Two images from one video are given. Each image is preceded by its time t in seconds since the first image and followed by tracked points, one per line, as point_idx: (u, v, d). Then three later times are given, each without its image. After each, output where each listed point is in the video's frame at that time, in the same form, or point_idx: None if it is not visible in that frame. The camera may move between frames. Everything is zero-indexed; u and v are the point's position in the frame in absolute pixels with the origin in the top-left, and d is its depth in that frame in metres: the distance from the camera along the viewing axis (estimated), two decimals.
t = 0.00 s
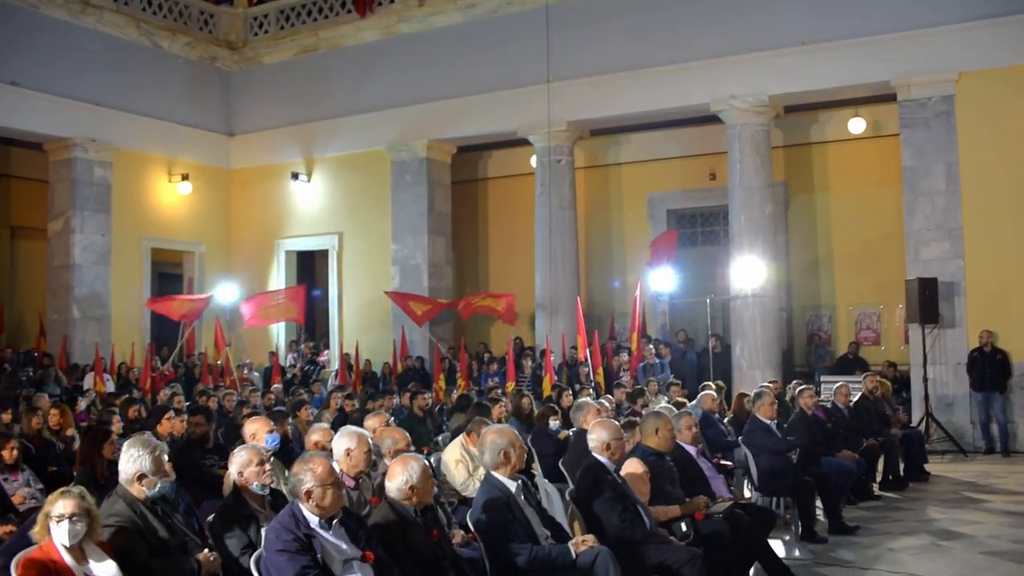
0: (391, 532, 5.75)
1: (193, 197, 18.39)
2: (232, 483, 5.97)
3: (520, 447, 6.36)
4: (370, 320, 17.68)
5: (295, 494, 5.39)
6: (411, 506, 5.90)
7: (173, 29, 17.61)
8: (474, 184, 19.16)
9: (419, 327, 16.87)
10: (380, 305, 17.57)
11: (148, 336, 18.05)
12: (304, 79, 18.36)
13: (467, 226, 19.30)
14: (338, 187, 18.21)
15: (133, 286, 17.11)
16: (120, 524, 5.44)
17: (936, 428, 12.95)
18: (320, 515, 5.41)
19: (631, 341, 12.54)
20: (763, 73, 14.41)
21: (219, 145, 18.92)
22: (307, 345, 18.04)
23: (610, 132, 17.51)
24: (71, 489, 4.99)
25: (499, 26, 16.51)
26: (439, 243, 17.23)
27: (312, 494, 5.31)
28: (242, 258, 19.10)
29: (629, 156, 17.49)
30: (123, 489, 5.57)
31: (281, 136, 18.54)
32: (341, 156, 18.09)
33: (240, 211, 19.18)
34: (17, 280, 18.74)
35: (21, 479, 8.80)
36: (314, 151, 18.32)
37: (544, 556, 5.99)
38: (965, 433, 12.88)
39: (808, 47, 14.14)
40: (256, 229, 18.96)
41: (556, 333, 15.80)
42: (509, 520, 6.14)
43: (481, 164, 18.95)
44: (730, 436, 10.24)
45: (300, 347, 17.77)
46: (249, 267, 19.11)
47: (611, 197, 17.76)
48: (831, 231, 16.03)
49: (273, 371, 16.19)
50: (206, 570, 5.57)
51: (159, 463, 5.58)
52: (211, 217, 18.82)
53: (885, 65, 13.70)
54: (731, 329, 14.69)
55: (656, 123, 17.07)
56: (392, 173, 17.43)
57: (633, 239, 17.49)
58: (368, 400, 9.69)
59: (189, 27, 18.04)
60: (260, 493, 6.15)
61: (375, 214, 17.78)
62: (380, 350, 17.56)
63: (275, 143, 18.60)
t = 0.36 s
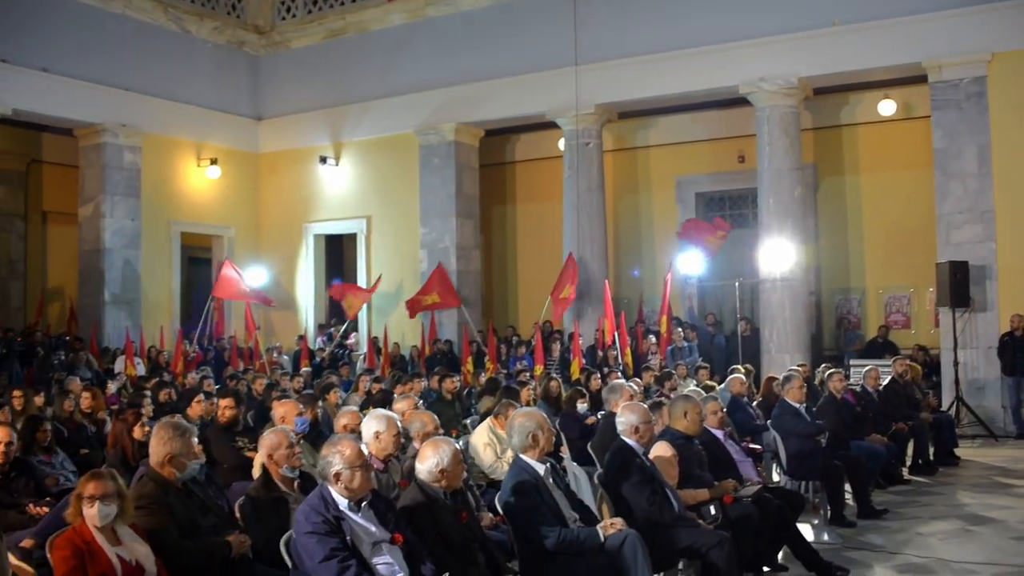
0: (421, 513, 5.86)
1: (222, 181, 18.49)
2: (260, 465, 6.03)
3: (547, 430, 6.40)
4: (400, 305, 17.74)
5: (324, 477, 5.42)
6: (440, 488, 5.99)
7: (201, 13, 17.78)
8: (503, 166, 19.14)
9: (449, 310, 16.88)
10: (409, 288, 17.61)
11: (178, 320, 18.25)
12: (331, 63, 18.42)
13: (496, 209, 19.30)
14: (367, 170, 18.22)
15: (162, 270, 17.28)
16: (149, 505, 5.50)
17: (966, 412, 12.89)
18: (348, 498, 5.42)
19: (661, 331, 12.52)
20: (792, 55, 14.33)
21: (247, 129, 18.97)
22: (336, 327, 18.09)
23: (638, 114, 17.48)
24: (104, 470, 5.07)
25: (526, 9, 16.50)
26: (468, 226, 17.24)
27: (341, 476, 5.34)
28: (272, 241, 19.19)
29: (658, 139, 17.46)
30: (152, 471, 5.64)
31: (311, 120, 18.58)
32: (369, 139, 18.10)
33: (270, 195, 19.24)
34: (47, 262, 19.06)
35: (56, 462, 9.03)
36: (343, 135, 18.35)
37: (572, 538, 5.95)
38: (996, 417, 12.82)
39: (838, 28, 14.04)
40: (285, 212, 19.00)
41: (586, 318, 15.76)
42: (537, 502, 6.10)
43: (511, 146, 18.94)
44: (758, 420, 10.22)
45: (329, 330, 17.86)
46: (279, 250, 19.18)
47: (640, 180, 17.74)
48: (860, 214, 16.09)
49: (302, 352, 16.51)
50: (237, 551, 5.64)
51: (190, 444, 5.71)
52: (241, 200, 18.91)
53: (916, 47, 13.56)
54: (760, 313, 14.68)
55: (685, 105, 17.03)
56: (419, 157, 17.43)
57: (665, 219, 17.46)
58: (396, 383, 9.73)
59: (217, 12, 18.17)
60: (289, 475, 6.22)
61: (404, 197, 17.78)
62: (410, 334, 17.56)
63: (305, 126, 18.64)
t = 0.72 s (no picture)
0: (454, 497, 5.85)
1: (255, 165, 19.17)
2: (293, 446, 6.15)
3: (578, 413, 6.46)
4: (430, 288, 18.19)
5: (357, 460, 5.56)
6: (472, 471, 6.01)
7: None
8: (533, 150, 19.52)
9: (481, 295, 17.42)
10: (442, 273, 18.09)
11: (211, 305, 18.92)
12: (362, 46, 19.01)
13: (527, 192, 19.61)
14: (396, 154, 18.80)
15: (196, 251, 17.98)
16: (183, 488, 5.67)
17: (1000, 397, 12.84)
18: (381, 480, 5.55)
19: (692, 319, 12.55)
20: (824, 37, 14.39)
21: (279, 113, 19.61)
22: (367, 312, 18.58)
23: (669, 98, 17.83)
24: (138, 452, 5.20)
25: None
26: (499, 209, 17.67)
27: (373, 459, 5.48)
28: (303, 225, 19.84)
29: (689, 122, 17.78)
30: (187, 455, 5.85)
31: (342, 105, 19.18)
32: (399, 123, 18.66)
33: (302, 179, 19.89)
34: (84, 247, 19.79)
35: (90, 444, 9.11)
36: (374, 118, 18.93)
37: (604, 521, 6.03)
38: None
39: (870, 9, 14.06)
40: (317, 196, 19.65)
41: (617, 301, 16.01)
42: (569, 486, 6.18)
43: (541, 129, 19.30)
44: (791, 404, 10.18)
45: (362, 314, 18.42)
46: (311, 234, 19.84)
47: (671, 163, 18.06)
48: (893, 196, 16.38)
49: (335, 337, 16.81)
50: (269, 533, 5.79)
51: (223, 427, 5.87)
52: (272, 185, 19.58)
53: (952, 27, 13.51)
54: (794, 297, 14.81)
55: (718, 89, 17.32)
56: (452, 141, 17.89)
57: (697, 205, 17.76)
58: (428, 367, 9.70)
59: None
60: (321, 458, 6.32)
61: (436, 180, 18.29)
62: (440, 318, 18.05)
63: (337, 111, 19.24)
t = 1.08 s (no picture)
0: (484, 480, 6.05)
1: (285, 149, 20.53)
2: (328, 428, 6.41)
3: (610, 395, 6.66)
4: (461, 272, 19.47)
5: (388, 442, 5.65)
6: (502, 454, 6.30)
7: None
8: (564, 132, 20.54)
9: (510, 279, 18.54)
10: (472, 255, 19.32)
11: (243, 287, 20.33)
12: (393, 29, 20.07)
13: (558, 175, 20.67)
14: (425, 137, 20.00)
15: (227, 231, 19.37)
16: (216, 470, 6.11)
17: None
18: (412, 463, 5.62)
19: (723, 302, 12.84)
20: (860, 19, 15.14)
21: (310, 99, 20.88)
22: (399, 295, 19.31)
23: (700, 82, 18.79)
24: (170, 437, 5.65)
25: None
26: (529, 193, 18.75)
27: (404, 442, 5.54)
28: (333, 208, 21.15)
29: (720, 104, 18.72)
30: (220, 436, 6.28)
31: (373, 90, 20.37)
32: (428, 107, 19.84)
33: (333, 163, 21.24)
34: (114, 228, 21.59)
35: (124, 426, 9.20)
36: (405, 103, 20.07)
37: (634, 505, 6.23)
38: None
39: None
40: (347, 182, 20.99)
41: (648, 283, 17.03)
42: (600, 470, 6.37)
43: (571, 114, 20.32)
44: (821, 389, 10.19)
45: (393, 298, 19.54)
46: (340, 216, 21.15)
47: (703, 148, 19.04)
48: (926, 177, 17.23)
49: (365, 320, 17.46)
50: (300, 515, 6.24)
51: (255, 411, 6.26)
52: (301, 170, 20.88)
53: (988, 9, 14.27)
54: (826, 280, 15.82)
55: (749, 72, 18.26)
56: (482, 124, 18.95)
57: (726, 187, 18.73)
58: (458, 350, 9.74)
59: None
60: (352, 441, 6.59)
61: (464, 163, 19.44)
62: (468, 300, 19.35)
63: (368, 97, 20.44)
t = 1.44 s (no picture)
0: (514, 463, 6.46)
1: (315, 132, 21.96)
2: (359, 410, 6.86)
3: (641, 380, 7.29)
4: (490, 257, 20.71)
5: (420, 425, 6.03)
6: (533, 436, 6.62)
7: None
8: (594, 115, 21.71)
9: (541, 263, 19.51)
10: (500, 235, 20.54)
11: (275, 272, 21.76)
12: (425, 16, 21.41)
13: (590, 157, 21.86)
14: (452, 120, 21.31)
15: (258, 214, 20.75)
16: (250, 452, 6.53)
17: None
18: (443, 445, 6.00)
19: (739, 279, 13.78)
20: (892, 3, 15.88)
21: (341, 83, 22.42)
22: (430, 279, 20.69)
23: (733, 65, 19.85)
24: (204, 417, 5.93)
25: None
26: (560, 175, 19.74)
27: (435, 424, 5.92)
28: (363, 192, 22.71)
29: (751, 87, 19.77)
30: (253, 419, 6.68)
31: (406, 75, 21.73)
32: (456, 90, 21.10)
33: (364, 146, 22.72)
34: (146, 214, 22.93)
35: (157, 409, 9.28)
36: (436, 87, 21.38)
37: (665, 489, 6.85)
38: None
39: None
40: (375, 164, 22.49)
41: (679, 266, 17.80)
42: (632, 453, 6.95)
43: (602, 97, 21.46)
44: (852, 373, 10.24)
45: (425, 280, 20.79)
46: (370, 200, 22.66)
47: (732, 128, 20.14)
48: (960, 158, 18.06)
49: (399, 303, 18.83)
50: (331, 497, 6.72)
51: (285, 393, 6.67)
52: (333, 152, 22.37)
53: None
54: (857, 264, 16.51)
55: (780, 54, 19.26)
56: (513, 106, 20.02)
57: (756, 168, 19.91)
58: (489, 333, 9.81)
59: None
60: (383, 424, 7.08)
61: (495, 144, 20.62)
62: (498, 283, 20.52)
63: (401, 82, 21.82)
